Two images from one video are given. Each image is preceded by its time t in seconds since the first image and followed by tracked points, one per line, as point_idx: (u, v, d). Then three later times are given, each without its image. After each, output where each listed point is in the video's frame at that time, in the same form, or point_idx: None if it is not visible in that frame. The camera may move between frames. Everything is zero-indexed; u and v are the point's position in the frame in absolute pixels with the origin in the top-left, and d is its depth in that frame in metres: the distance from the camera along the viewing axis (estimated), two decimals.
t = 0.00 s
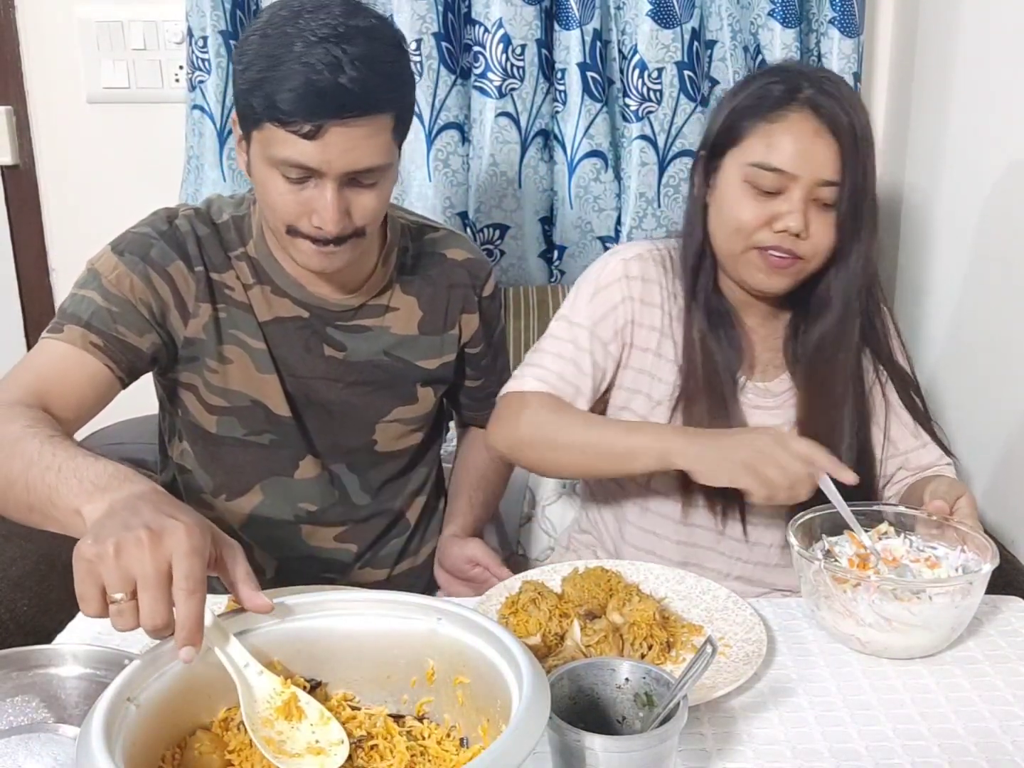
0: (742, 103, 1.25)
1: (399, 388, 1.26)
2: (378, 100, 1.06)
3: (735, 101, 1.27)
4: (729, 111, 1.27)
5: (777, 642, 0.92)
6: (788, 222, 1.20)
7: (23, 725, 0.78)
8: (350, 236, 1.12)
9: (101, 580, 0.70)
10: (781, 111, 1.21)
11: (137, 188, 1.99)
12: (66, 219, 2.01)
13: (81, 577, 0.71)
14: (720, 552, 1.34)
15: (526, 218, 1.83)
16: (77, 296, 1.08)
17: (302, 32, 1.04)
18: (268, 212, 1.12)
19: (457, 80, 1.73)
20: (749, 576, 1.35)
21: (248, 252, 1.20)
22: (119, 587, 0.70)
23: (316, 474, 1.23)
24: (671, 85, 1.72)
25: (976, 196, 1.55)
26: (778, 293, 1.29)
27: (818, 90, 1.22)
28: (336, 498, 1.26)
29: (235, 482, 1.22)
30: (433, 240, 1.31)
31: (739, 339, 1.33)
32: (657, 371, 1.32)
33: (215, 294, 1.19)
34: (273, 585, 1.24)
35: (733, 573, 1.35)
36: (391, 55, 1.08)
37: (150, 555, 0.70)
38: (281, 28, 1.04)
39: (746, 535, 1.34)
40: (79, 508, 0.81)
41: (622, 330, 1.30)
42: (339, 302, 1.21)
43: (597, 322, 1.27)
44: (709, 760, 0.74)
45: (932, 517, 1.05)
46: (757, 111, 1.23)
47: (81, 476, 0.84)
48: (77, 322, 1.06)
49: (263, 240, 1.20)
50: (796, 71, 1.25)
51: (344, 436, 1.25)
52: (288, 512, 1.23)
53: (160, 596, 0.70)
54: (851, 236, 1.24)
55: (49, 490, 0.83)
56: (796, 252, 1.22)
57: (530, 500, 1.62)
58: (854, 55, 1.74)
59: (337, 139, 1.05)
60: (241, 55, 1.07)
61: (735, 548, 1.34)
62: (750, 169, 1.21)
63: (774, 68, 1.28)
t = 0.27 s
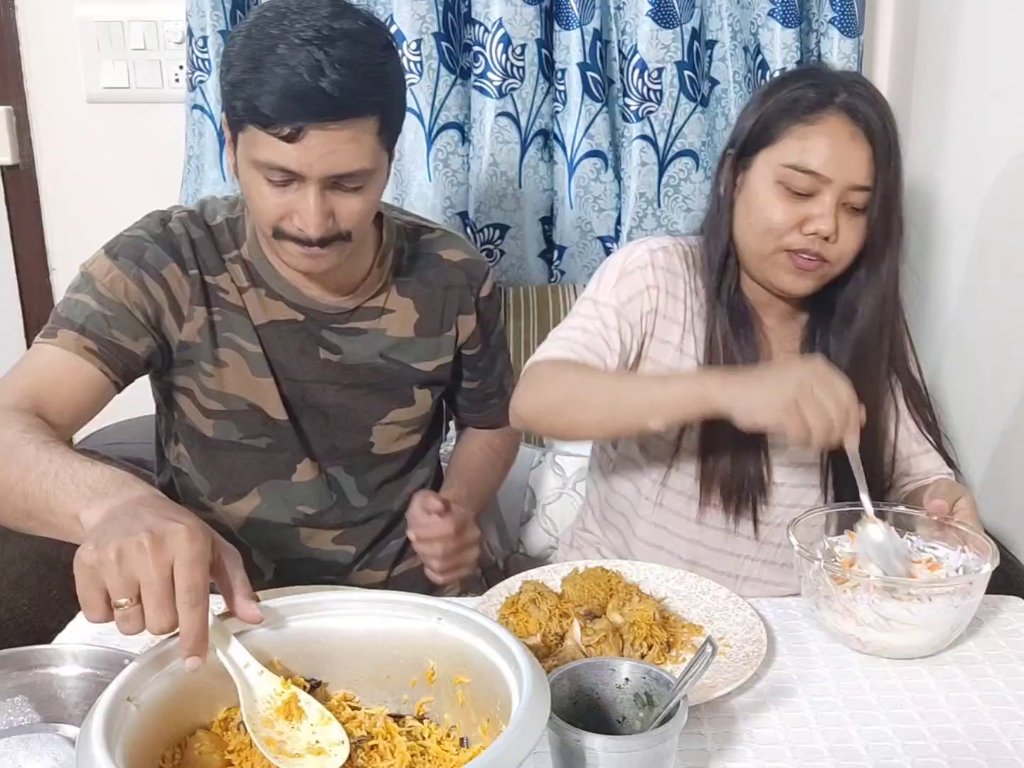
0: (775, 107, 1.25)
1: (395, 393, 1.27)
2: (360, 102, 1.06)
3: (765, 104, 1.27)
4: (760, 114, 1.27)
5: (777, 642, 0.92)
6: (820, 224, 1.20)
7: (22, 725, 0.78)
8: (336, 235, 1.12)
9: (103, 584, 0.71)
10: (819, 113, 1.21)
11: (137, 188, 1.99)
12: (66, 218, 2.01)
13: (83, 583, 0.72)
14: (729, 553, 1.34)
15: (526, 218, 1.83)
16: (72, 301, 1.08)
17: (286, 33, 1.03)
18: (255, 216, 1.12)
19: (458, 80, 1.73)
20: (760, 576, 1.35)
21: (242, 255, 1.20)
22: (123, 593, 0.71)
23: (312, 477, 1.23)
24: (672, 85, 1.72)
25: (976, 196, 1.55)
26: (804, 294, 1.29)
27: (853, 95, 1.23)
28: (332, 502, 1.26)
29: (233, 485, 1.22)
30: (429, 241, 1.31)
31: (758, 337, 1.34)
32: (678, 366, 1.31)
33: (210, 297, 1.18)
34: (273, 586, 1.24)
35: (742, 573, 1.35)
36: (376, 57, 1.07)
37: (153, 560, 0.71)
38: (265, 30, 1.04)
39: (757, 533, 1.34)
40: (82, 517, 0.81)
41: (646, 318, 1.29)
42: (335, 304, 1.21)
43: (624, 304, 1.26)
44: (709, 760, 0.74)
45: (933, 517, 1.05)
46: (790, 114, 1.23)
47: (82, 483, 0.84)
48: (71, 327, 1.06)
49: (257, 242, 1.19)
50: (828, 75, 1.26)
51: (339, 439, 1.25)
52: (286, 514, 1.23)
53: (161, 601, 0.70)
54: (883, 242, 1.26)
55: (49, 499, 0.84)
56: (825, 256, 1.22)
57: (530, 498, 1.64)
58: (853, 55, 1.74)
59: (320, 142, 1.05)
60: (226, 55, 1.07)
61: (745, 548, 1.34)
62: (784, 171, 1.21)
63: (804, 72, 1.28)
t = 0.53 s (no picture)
0: (795, 107, 1.25)
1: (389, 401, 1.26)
2: (350, 108, 1.04)
3: (785, 107, 1.27)
4: (779, 116, 1.27)
5: (777, 642, 0.92)
6: (837, 225, 1.20)
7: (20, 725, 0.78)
8: (327, 239, 1.10)
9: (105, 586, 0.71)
10: (840, 114, 1.21)
11: (137, 188, 1.99)
12: (66, 218, 2.01)
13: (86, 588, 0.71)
14: (731, 551, 1.34)
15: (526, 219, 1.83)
16: (60, 307, 1.08)
17: (272, 36, 1.01)
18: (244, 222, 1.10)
19: (458, 80, 1.74)
20: (761, 575, 1.36)
21: (232, 259, 1.19)
22: (126, 590, 0.70)
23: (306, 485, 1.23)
24: (672, 85, 1.72)
25: (977, 195, 1.55)
26: (817, 295, 1.29)
27: (874, 98, 1.22)
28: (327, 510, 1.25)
29: (228, 492, 1.22)
30: (423, 244, 1.30)
31: (769, 335, 1.34)
32: (690, 360, 1.32)
33: (200, 303, 1.18)
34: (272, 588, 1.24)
35: (744, 571, 1.35)
36: (366, 61, 1.05)
37: (150, 555, 0.70)
38: (251, 33, 1.02)
39: (763, 532, 1.34)
40: (75, 523, 0.80)
41: (657, 312, 1.30)
42: (325, 310, 1.20)
43: (635, 297, 1.27)
44: (709, 760, 0.74)
45: (932, 517, 1.05)
46: (813, 115, 1.23)
47: (74, 488, 0.84)
48: (59, 334, 1.07)
49: (246, 247, 1.19)
50: (850, 77, 1.25)
51: (332, 446, 1.25)
52: (280, 522, 1.22)
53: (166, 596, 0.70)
54: (901, 246, 1.27)
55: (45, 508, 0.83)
56: (839, 257, 1.23)
57: (530, 498, 1.63)
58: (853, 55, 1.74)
59: (307, 148, 1.03)
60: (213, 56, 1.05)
61: (750, 545, 1.34)
62: (802, 170, 1.21)
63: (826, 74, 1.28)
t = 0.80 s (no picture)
0: (807, 109, 1.25)
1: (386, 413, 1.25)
2: (349, 120, 0.99)
3: (795, 109, 1.27)
4: (789, 118, 1.27)
5: (777, 642, 0.92)
6: (846, 229, 1.20)
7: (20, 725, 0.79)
8: (326, 257, 1.07)
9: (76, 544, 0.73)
10: (854, 117, 1.21)
11: (138, 188, 1.99)
12: (66, 218, 2.01)
13: (57, 547, 0.74)
14: (735, 550, 1.35)
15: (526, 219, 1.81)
16: (39, 315, 1.09)
17: (266, 46, 0.97)
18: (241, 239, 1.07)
19: (458, 80, 1.74)
20: (764, 575, 1.36)
21: (223, 269, 1.18)
22: (94, 542, 0.73)
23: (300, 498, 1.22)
24: (672, 85, 1.72)
25: (977, 195, 1.55)
26: (823, 297, 1.29)
27: (887, 101, 1.22)
28: (321, 523, 1.25)
29: (220, 504, 1.21)
30: (420, 251, 1.28)
31: (774, 335, 1.34)
32: (692, 360, 1.33)
33: (188, 314, 1.17)
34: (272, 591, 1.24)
35: (747, 572, 1.36)
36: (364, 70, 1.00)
37: (118, 503, 0.74)
38: (245, 43, 0.98)
39: (766, 532, 1.34)
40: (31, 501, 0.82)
41: (657, 310, 1.31)
42: (318, 322, 1.18)
43: (634, 293, 1.28)
44: (709, 760, 0.74)
45: (932, 517, 1.05)
46: (825, 117, 1.23)
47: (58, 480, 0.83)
48: (33, 344, 1.07)
49: (237, 257, 1.17)
50: (864, 81, 1.25)
51: (325, 457, 1.24)
52: (275, 533, 1.22)
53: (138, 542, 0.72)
54: (909, 250, 1.27)
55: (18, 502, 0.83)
56: (848, 260, 1.23)
57: (531, 497, 1.64)
58: (853, 55, 1.74)
59: (306, 164, 0.99)
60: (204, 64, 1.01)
61: (753, 545, 1.35)
62: (813, 172, 1.21)
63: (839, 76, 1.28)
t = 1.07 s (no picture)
0: (815, 111, 1.25)
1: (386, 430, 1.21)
2: (353, 123, 0.92)
3: (803, 111, 1.27)
4: (798, 119, 1.27)
5: (777, 642, 0.92)
6: (849, 231, 1.20)
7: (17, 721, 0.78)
8: (324, 275, 1.00)
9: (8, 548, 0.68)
10: (861, 121, 1.21)
11: (138, 188, 1.99)
12: (66, 218, 2.01)
13: None
14: (732, 548, 1.35)
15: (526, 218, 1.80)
16: (13, 325, 1.07)
17: (266, 45, 0.91)
18: (234, 253, 1.00)
19: (458, 80, 1.74)
20: (761, 573, 1.36)
21: (214, 285, 1.14)
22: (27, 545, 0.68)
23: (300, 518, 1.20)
24: (672, 85, 1.72)
25: (978, 195, 1.55)
26: (825, 299, 1.29)
27: (895, 105, 1.22)
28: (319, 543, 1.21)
29: (213, 525, 1.18)
30: (421, 262, 1.25)
31: (775, 337, 1.35)
32: (695, 358, 1.33)
33: (175, 332, 1.14)
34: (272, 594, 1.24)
35: (744, 569, 1.36)
36: (370, 72, 0.94)
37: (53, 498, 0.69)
38: (244, 42, 0.92)
39: (763, 531, 1.34)
40: None
41: (664, 307, 1.30)
42: (314, 339, 1.14)
43: (643, 290, 1.27)
44: (709, 760, 0.74)
45: (932, 517, 1.05)
46: (833, 119, 1.23)
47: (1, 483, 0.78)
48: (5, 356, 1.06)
49: (231, 273, 1.13)
50: (874, 85, 1.25)
51: (324, 475, 1.21)
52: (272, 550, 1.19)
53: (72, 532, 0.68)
54: (914, 253, 1.27)
55: None
56: (848, 262, 1.23)
57: (531, 496, 1.64)
58: (853, 55, 1.74)
59: (305, 166, 0.91)
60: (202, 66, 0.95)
61: (750, 543, 1.35)
62: (819, 174, 1.21)
63: (850, 78, 1.29)
